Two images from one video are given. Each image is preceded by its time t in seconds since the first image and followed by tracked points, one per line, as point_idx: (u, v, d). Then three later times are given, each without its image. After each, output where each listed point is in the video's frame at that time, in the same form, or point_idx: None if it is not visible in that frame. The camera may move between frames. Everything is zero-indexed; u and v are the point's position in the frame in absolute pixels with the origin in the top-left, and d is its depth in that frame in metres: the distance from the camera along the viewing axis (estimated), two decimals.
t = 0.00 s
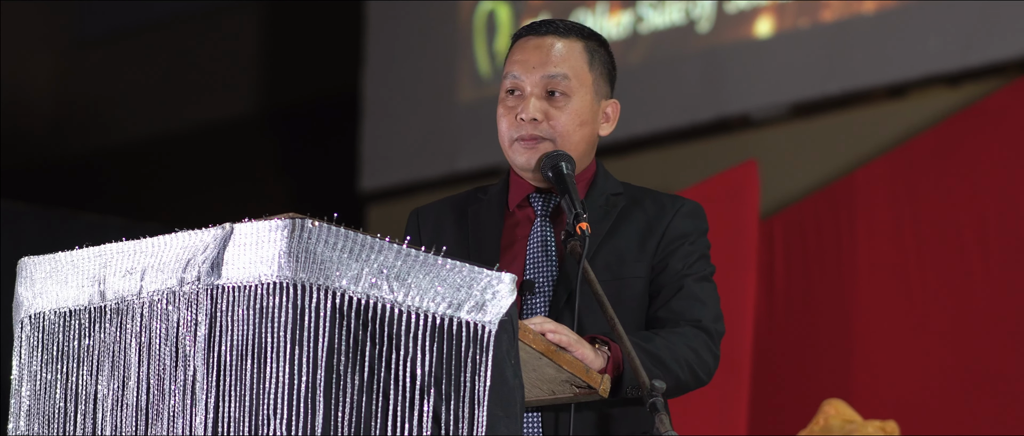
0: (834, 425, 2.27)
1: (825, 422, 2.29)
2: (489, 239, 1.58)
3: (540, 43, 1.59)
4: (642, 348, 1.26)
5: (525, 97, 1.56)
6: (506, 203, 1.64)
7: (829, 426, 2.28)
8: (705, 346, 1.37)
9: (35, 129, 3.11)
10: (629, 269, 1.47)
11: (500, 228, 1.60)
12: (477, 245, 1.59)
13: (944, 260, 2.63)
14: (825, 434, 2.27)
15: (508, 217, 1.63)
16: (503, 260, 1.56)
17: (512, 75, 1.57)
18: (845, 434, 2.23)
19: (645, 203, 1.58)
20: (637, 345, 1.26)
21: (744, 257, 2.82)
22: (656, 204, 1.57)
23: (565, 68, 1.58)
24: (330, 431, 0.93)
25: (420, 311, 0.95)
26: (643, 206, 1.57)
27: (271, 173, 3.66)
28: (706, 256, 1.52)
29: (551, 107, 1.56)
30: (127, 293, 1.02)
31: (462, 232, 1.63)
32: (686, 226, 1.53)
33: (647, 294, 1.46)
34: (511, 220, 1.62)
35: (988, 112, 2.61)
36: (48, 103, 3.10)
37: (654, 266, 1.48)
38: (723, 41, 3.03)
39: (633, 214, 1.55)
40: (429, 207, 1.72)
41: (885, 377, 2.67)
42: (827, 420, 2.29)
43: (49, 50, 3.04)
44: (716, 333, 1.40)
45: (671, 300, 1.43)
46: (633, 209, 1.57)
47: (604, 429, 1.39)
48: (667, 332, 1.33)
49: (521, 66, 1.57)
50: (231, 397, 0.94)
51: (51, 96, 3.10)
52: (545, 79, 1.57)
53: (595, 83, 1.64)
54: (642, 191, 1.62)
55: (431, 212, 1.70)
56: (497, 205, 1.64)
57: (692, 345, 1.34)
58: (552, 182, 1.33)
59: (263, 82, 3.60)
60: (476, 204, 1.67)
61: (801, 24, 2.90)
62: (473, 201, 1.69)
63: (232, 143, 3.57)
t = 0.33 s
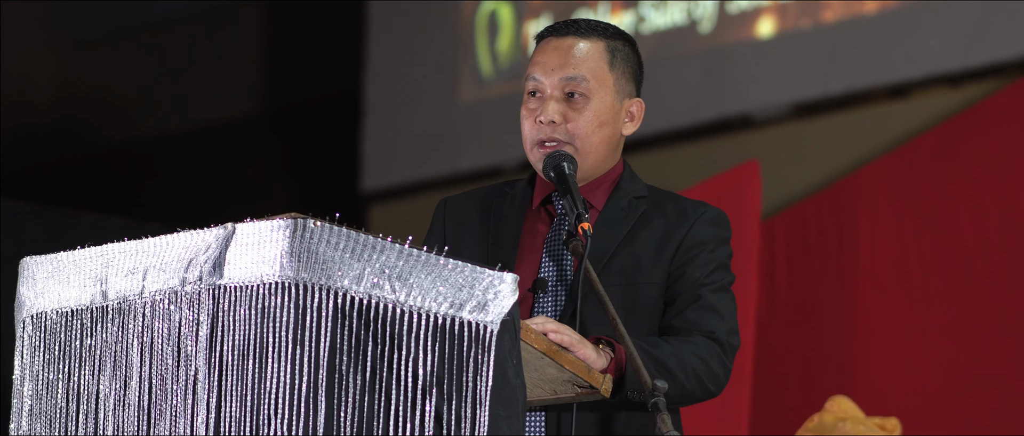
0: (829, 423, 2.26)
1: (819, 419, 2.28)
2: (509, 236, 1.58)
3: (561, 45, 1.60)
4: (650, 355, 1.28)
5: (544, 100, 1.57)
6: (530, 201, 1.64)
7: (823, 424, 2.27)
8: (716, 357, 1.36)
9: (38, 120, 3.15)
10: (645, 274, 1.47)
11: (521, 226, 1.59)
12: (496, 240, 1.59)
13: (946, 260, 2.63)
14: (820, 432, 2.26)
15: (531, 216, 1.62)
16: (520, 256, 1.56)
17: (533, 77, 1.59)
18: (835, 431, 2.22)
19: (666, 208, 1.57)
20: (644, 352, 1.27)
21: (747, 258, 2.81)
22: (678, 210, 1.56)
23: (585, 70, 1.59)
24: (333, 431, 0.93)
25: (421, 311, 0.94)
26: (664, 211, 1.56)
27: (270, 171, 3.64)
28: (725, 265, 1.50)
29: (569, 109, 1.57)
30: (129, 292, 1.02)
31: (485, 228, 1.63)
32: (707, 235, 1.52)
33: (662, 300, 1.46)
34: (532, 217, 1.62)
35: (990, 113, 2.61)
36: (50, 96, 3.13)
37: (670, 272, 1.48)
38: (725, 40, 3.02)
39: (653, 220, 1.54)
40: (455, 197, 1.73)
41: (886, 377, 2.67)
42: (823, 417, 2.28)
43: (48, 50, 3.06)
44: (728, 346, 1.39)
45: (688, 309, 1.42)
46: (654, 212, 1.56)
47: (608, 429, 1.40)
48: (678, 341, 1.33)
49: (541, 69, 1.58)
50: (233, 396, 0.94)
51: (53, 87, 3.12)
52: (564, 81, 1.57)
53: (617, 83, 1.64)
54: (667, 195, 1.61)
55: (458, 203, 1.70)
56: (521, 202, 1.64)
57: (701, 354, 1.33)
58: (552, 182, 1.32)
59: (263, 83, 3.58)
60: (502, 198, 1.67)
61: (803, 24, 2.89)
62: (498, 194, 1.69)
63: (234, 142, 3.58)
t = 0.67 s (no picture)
0: (832, 425, 2.27)
1: (823, 421, 2.29)
2: (520, 234, 1.59)
3: (567, 45, 1.61)
4: (653, 357, 1.27)
5: (550, 99, 1.58)
6: (544, 198, 1.65)
7: (827, 425, 2.28)
8: (724, 361, 1.35)
9: (37, 121, 3.11)
10: (653, 275, 1.47)
11: (533, 225, 1.60)
12: (508, 238, 1.60)
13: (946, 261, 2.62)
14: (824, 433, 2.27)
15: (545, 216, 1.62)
16: (529, 254, 1.56)
17: (539, 77, 1.60)
18: (838, 433, 2.22)
19: (679, 209, 1.57)
20: (647, 355, 1.27)
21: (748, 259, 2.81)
22: (689, 210, 1.56)
23: (591, 69, 1.60)
24: (333, 431, 0.93)
25: (421, 311, 0.94)
26: (675, 211, 1.56)
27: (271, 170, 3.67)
28: (737, 267, 1.49)
29: (576, 108, 1.58)
30: (129, 292, 1.02)
31: (500, 226, 1.64)
32: (719, 236, 1.51)
33: (671, 300, 1.46)
34: (546, 215, 1.62)
35: (992, 113, 2.61)
36: (50, 97, 3.11)
37: (679, 273, 1.47)
38: (725, 40, 3.04)
39: (663, 221, 1.54)
40: (476, 194, 1.75)
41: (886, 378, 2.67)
42: (826, 419, 2.29)
43: (48, 50, 3.06)
44: (738, 352, 1.38)
45: (698, 312, 1.41)
46: (666, 212, 1.56)
47: (609, 429, 1.40)
48: (684, 344, 1.33)
49: (547, 69, 1.59)
50: (233, 396, 0.94)
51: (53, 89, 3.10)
52: (571, 81, 1.58)
53: (625, 82, 1.65)
54: (681, 195, 1.61)
55: (478, 199, 1.73)
56: (536, 199, 1.64)
57: (708, 358, 1.33)
58: (554, 181, 1.32)
59: (264, 82, 3.61)
60: (521, 196, 1.68)
61: (804, 24, 2.89)
62: (517, 192, 1.70)
63: (236, 139, 3.58)
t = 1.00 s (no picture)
0: (832, 427, 2.25)
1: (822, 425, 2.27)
2: (528, 236, 1.58)
3: (573, 46, 1.61)
4: (653, 358, 1.27)
5: (555, 100, 1.58)
6: (553, 198, 1.64)
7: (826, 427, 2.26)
8: (728, 365, 1.35)
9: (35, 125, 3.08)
10: (658, 276, 1.47)
11: (541, 227, 1.59)
12: (516, 240, 1.60)
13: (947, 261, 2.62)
14: None
15: (552, 219, 1.61)
16: (535, 254, 1.56)
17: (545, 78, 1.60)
18: None
19: (686, 211, 1.56)
20: (648, 357, 1.27)
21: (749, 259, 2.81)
22: (697, 212, 1.55)
23: (596, 70, 1.60)
24: (333, 431, 0.93)
25: (421, 311, 0.94)
26: (682, 213, 1.56)
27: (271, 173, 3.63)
28: (744, 270, 1.48)
29: (580, 109, 1.58)
30: (129, 292, 1.02)
31: (510, 228, 1.64)
32: (726, 239, 1.50)
33: (676, 302, 1.46)
34: (555, 216, 1.61)
35: (992, 113, 2.61)
36: (47, 99, 3.09)
37: (684, 275, 1.47)
38: (724, 41, 3.04)
39: (670, 221, 1.54)
40: (490, 195, 1.74)
41: (887, 378, 2.67)
42: (824, 422, 2.28)
43: (48, 50, 3.05)
44: (744, 357, 1.37)
45: (704, 316, 1.40)
46: (673, 214, 1.56)
47: (609, 429, 1.40)
48: (687, 346, 1.33)
49: (553, 69, 1.59)
50: (233, 397, 0.94)
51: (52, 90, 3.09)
52: (576, 81, 1.58)
53: (631, 83, 1.65)
54: (690, 197, 1.61)
55: (490, 199, 1.73)
56: (547, 201, 1.63)
57: (711, 361, 1.33)
58: (553, 181, 1.32)
59: (263, 82, 3.60)
60: (532, 197, 1.67)
61: (804, 24, 2.89)
62: (529, 193, 1.70)
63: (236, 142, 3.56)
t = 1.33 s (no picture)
0: (818, 429, 2.24)
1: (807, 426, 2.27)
2: (528, 239, 1.59)
3: (571, 47, 1.61)
4: (653, 357, 1.27)
5: (556, 101, 1.58)
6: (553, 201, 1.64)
7: (812, 428, 2.26)
8: (729, 362, 1.35)
9: (36, 126, 3.13)
10: (659, 275, 1.47)
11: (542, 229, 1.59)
12: (517, 242, 1.60)
13: (945, 262, 2.63)
14: None
15: (552, 221, 1.62)
16: (536, 255, 1.56)
17: (545, 79, 1.60)
18: None
19: (686, 208, 1.56)
20: (647, 356, 1.26)
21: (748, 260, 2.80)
22: (697, 211, 1.55)
23: (596, 70, 1.60)
24: (333, 432, 0.93)
25: (420, 312, 0.95)
26: (683, 211, 1.56)
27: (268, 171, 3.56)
28: (745, 267, 1.48)
29: (582, 110, 1.58)
30: (129, 293, 1.02)
31: (511, 230, 1.64)
32: (727, 236, 1.50)
33: (678, 301, 1.47)
34: (555, 218, 1.61)
35: (991, 114, 2.61)
36: (48, 99, 3.14)
37: (685, 273, 1.47)
38: (722, 42, 3.04)
39: (671, 219, 1.55)
40: (492, 198, 1.75)
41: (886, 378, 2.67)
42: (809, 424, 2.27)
43: (48, 52, 3.12)
44: (745, 353, 1.38)
45: (705, 313, 1.40)
46: (673, 213, 1.56)
47: (608, 429, 1.40)
48: (687, 344, 1.33)
49: (552, 71, 1.59)
50: (232, 398, 0.94)
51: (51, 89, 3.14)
52: (576, 82, 1.59)
53: (630, 82, 1.65)
54: (690, 195, 1.60)
55: (492, 202, 1.73)
56: (547, 204, 1.63)
57: (711, 359, 1.33)
58: (552, 182, 1.32)
59: (263, 82, 3.57)
60: (532, 199, 1.68)
61: (802, 26, 2.89)
62: (530, 195, 1.70)
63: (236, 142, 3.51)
